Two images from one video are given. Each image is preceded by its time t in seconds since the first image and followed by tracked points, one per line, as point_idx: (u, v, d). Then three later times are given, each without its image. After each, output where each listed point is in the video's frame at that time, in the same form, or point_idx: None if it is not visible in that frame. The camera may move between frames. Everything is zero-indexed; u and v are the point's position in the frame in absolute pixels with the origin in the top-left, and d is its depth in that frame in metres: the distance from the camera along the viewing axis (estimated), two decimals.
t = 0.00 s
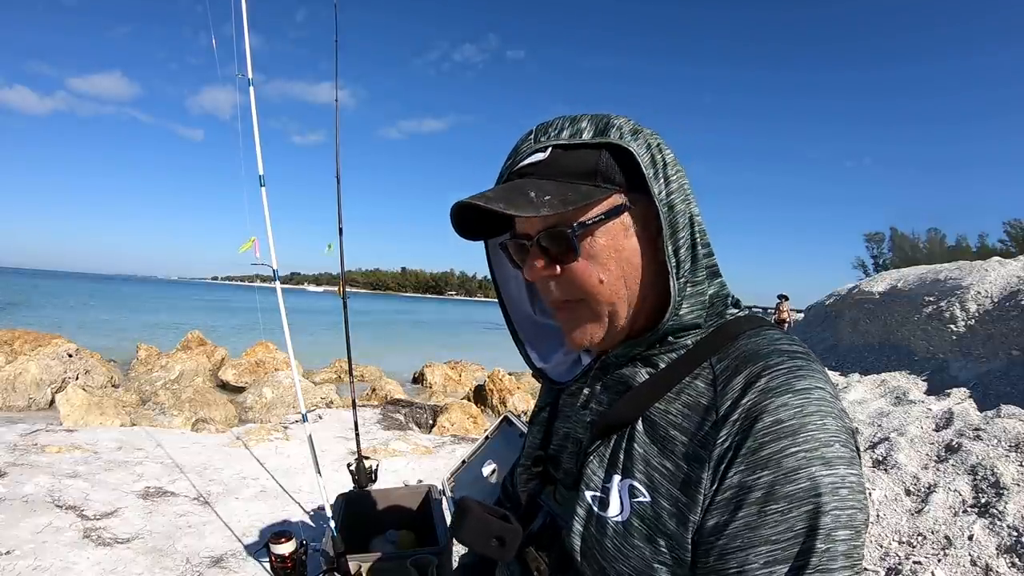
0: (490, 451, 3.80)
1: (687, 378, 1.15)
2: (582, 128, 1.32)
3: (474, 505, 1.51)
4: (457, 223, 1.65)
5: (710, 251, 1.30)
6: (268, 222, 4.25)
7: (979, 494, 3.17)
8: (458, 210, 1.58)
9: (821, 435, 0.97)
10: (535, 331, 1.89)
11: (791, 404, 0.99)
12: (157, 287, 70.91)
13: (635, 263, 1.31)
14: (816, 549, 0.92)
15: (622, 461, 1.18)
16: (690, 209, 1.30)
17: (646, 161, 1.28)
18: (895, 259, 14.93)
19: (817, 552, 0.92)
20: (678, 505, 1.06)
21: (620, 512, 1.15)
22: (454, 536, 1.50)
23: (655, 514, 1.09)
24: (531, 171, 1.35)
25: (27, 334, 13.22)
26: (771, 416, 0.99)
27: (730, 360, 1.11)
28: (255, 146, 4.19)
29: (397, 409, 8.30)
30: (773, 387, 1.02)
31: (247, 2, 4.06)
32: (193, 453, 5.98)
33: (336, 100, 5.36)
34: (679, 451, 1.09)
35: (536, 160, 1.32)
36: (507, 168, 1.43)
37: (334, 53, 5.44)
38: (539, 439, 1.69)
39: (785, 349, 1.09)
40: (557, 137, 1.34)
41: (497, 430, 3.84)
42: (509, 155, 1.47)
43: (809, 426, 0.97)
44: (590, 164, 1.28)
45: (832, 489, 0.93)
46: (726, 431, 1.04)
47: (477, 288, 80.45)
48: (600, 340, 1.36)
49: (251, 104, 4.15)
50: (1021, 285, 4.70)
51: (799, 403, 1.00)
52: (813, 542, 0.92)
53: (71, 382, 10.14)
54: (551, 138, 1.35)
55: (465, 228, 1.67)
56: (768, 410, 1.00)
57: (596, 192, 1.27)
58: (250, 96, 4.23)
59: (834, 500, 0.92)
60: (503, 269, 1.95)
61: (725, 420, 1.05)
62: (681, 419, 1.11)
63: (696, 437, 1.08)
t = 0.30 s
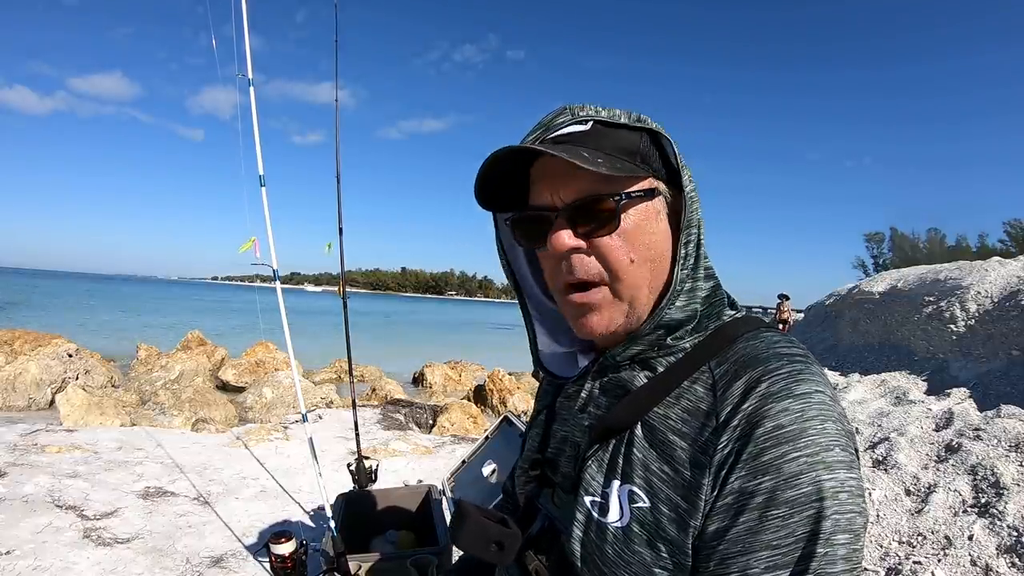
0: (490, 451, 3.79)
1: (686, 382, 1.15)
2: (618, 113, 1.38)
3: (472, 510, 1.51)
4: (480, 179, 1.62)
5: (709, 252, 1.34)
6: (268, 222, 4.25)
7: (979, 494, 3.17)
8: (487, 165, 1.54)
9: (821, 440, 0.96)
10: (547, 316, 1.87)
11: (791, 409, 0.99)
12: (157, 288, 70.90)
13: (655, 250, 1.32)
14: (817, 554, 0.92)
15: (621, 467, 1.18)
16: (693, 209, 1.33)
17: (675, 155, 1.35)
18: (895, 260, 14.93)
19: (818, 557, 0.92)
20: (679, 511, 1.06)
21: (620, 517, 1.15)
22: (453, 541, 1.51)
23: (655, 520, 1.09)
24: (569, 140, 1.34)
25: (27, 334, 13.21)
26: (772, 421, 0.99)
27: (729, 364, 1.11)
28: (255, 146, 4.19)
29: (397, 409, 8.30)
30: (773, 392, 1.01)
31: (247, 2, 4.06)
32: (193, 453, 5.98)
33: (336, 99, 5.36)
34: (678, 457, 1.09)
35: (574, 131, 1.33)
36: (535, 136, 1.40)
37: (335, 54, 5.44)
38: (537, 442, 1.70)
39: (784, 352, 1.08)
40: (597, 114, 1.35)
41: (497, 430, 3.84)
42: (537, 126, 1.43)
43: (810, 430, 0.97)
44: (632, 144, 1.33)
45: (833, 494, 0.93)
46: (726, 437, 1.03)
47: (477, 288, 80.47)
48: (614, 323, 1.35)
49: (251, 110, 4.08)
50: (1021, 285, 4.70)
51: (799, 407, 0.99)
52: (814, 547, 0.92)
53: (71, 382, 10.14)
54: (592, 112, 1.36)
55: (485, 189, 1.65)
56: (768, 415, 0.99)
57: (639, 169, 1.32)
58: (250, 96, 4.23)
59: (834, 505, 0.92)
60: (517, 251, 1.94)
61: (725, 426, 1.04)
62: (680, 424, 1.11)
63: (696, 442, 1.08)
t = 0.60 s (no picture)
0: (490, 451, 3.78)
1: (677, 377, 1.15)
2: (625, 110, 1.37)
3: (469, 511, 1.51)
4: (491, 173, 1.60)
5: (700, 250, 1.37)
6: (268, 222, 4.26)
7: (979, 494, 3.17)
8: (499, 159, 1.53)
9: (808, 428, 0.96)
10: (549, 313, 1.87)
11: (778, 398, 0.99)
12: (157, 288, 70.95)
13: (661, 247, 1.34)
14: (798, 542, 0.91)
15: (612, 463, 1.19)
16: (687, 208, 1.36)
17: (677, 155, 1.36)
18: (895, 260, 14.94)
19: (799, 545, 0.91)
20: (667, 504, 1.06)
21: (611, 513, 1.15)
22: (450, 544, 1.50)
23: (644, 513, 1.09)
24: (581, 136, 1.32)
25: (27, 334, 13.21)
26: (759, 410, 0.99)
27: (720, 358, 1.11)
28: (255, 146, 4.19)
29: (397, 409, 8.31)
30: (760, 382, 1.02)
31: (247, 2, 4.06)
32: (193, 454, 5.98)
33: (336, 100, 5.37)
34: (668, 450, 1.09)
35: (589, 125, 1.30)
36: (545, 130, 1.38)
37: (334, 54, 5.44)
38: (533, 445, 1.70)
39: (773, 345, 1.09)
40: (608, 111, 1.34)
41: (497, 430, 3.83)
42: (545, 119, 1.45)
43: (797, 419, 0.97)
44: (643, 142, 1.33)
45: (817, 482, 0.92)
46: (714, 428, 1.04)
47: (477, 288, 80.48)
48: (621, 318, 1.34)
49: (251, 106, 4.16)
50: (1021, 285, 4.70)
51: (786, 397, 0.99)
52: (796, 535, 0.91)
53: (71, 382, 10.14)
54: (603, 109, 1.35)
55: (494, 183, 1.64)
56: (755, 405, 1.00)
57: (649, 166, 1.32)
58: (250, 97, 4.23)
59: (818, 492, 0.91)
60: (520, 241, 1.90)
61: (714, 417, 1.05)
62: (671, 418, 1.12)
63: (685, 435, 1.08)
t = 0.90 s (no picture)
0: (490, 451, 3.78)
1: (673, 378, 1.15)
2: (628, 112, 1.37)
3: (468, 511, 1.51)
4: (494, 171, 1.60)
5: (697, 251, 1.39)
6: (268, 222, 4.26)
7: (979, 494, 3.17)
8: (504, 156, 1.53)
9: (801, 428, 0.96)
10: (550, 311, 1.87)
11: (772, 398, 0.99)
12: (157, 287, 70.97)
13: (663, 247, 1.35)
14: (792, 540, 0.91)
15: (609, 462, 1.19)
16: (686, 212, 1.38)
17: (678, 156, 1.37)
18: (894, 259, 14.95)
19: (793, 543, 0.90)
20: (663, 503, 1.06)
21: (608, 512, 1.15)
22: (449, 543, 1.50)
23: (640, 512, 1.09)
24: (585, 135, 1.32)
25: (27, 334, 13.21)
26: (753, 409, 0.99)
27: (715, 359, 1.11)
28: (255, 146, 4.19)
29: (397, 409, 8.31)
30: (755, 382, 1.02)
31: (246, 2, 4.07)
32: (192, 454, 5.98)
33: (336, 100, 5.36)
34: (664, 450, 1.09)
35: (592, 126, 1.31)
36: (549, 128, 1.39)
37: (334, 55, 5.45)
38: (532, 445, 1.70)
39: (768, 345, 1.09)
40: (612, 111, 1.34)
41: (497, 430, 3.83)
42: (548, 118, 1.46)
43: (791, 418, 0.97)
44: (646, 143, 1.34)
45: (810, 480, 0.92)
46: (709, 428, 1.04)
47: (477, 288, 80.54)
48: (622, 315, 1.34)
49: (251, 103, 4.54)
50: (1021, 285, 4.70)
51: (780, 396, 0.99)
52: (790, 533, 0.91)
53: (71, 382, 10.13)
54: (607, 109, 1.36)
55: (498, 181, 1.63)
56: (749, 404, 1.00)
57: (652, 168, 1.33)
58: (250, 96, 4.24)
59: (812, 491, 0.91)
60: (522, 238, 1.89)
61: (710, 417, 1.05)
62: (667, 418, 1.12)
63: (681, 435, 1.08)
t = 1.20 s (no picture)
0: (490, 452, 3.78)
1: (671, 379, 1.15)
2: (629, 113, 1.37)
3: (469, 510, 1.51)
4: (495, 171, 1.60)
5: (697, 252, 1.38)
6: (268, 222, 4.27)
7: (979, 494, 3.17)
8: (505, 156, 1.52)
9: (801, 428, 0.96)
10: (551, 309, 1.87)
11: (771, 399, 0.99)
12: (157, 287, 70.96)
13: (662, 247, 1.35)
14: (798, 541, 0.90)
15: (609, 463, 1.19)
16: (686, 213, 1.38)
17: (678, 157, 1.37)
18: (895, 259, 14.95)
19: (799, 544, 0.90)
20: (664, 504, 1.06)
21: (609, 512, 1.15)
22: (450, 542, 1.50)
23: (641, 513, 1.09)
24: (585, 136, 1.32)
25: (27, 334, 13.21)
26: (752, 411, 0.99)
27: (712, 360, 1.11)
28: (255, 147, 4.20)
29: (397, 409, 8.31)
30: (753, 383, 1.02)
31: (246, 3, 4.07)
32: (192, 454, 5.98)
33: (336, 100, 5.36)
34: (664, 450, 1.09)
35: (592, 127, 1.31)
36: (550, 129, 1.39)
37: (335, 55, 5.46)
38: (533, 445, 1.71)
39: (765, 346, 1.09)
40: (613, 112, 1.34)
41: (497, 430, 3.83)
42: (549, 119, 1.46)
43: (790, 419, 0.97)
44: (647, 144, 1.34)
45: (813, 481, 0.92)
46: (709, 429, 1.04)
47: (477, 288, 80.56)
48: (620, 315, 1.35)
49: (250, 103, 4.28)
50: (1021, 285, 4.70)
51: (779, 397, 0.99)
52: (795, 534, 0.91)
53: (71, 382, 10.14)
54: (608, 110, 1.35)
55: (499, 181, 1.63)
56: (749, 406, 1.00)
57: (653, 169, 1.33)
58: (250, 97, 4.25)
59: (814, 491, 0.91)
60: (523, 238, 1.89)
61: (708, 418, 1.05)
62: (665, 419, 1.12)
63: (680, 436, 1.08)
